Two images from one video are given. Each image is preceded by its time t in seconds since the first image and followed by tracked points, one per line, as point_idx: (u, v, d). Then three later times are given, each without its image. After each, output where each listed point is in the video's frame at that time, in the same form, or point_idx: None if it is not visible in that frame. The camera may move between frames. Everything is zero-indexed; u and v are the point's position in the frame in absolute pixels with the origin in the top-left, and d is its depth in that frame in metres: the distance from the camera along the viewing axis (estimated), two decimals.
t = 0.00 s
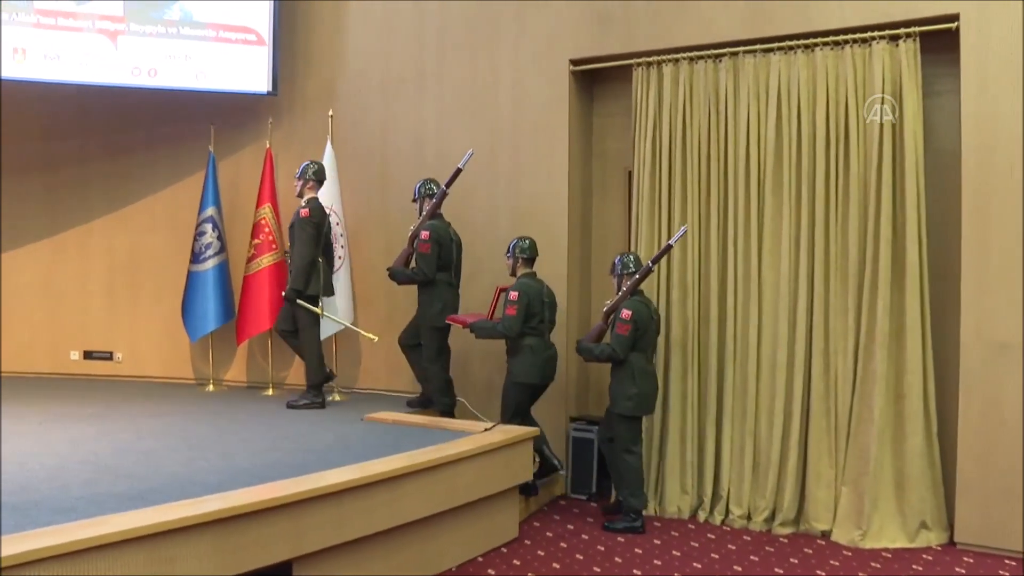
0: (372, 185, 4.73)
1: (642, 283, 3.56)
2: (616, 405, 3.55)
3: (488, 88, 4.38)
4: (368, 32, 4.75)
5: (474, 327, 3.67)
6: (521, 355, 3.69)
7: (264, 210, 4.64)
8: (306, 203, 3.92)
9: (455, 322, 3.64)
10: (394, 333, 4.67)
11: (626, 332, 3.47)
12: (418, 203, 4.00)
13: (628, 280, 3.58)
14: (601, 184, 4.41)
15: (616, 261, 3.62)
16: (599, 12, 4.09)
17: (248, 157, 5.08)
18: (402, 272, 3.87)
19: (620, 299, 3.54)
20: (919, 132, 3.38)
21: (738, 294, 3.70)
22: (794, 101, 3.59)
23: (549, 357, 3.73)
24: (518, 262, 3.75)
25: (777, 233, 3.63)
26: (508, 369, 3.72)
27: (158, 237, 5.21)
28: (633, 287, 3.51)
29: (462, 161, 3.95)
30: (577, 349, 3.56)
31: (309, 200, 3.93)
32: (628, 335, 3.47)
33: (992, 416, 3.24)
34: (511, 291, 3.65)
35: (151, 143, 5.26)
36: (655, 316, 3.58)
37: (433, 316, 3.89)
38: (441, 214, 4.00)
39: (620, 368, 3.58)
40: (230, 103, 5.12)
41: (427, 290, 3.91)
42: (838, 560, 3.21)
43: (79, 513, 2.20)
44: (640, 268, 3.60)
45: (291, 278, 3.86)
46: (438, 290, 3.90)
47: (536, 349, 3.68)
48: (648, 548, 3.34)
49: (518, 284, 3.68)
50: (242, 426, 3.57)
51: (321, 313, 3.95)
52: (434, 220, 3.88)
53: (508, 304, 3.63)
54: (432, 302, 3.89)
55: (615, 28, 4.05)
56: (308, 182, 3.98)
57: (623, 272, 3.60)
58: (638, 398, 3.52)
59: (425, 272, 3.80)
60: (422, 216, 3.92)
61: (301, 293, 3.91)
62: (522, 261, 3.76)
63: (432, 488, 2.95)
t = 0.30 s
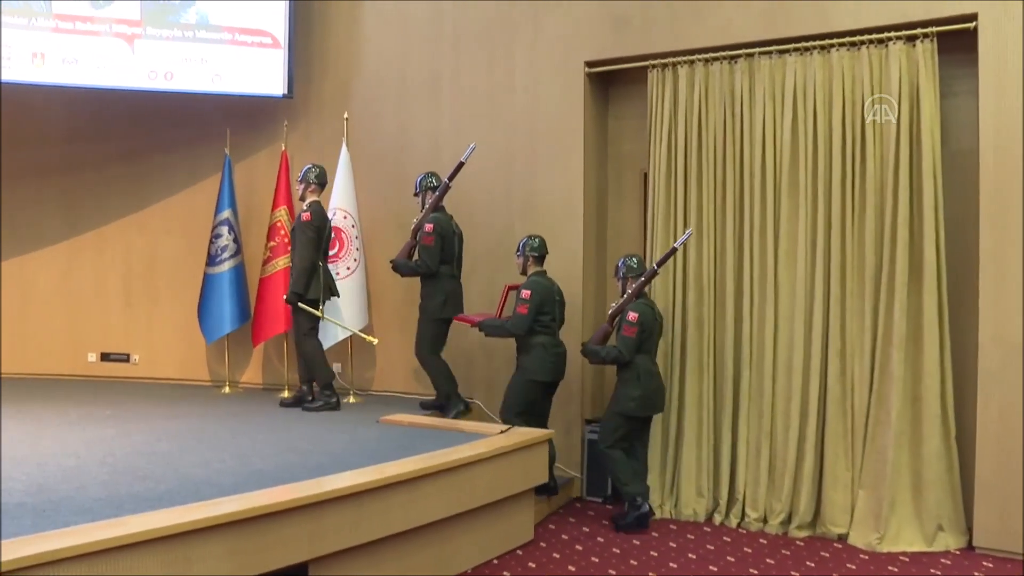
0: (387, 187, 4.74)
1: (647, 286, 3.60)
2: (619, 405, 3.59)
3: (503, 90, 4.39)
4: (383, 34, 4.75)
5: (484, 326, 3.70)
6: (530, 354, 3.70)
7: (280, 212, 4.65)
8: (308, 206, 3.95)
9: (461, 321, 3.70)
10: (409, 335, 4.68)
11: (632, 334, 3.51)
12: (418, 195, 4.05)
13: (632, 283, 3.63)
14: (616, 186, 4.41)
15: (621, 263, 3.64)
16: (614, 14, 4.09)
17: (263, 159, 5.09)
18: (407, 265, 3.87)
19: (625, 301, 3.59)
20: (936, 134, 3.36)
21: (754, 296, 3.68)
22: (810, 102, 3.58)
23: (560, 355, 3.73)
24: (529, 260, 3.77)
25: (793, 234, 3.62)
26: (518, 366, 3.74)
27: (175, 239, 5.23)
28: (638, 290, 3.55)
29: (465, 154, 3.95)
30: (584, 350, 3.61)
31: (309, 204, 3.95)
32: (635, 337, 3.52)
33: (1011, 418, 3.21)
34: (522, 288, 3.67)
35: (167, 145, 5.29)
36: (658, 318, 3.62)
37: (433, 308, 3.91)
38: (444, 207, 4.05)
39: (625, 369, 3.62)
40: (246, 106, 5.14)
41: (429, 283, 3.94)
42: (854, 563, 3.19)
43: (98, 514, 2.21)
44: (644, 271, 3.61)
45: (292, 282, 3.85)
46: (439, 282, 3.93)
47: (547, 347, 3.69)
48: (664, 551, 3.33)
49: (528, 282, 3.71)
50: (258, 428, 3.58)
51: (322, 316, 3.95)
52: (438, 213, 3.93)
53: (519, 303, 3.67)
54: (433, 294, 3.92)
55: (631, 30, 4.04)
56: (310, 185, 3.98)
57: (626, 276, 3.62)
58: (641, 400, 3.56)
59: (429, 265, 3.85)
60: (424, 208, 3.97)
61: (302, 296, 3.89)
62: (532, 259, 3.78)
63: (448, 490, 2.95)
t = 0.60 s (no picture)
0: (405, 191, 4.75)
1: (650, 289, 3.64)
2: (623, 407, 3.59)
3: (521, 93, 4.39)
4: (401, 38, 4.77)
5: (489, 327, 3.68)
6: (534, 352, 3.70)
7: (298, 216, 4.68)
8: (314, 208, 3.95)
9: (468, 320, 3.69)
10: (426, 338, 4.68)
11: (637, 337, 3.53)
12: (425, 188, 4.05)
13: (636, 287, 3.66)
14: (634, 189, 4.40)
15: (623, 268, 3.68)
16: (632, 17, 4.08)
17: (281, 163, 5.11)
18: (412, 256, 3.85)
19: (629, 303, 3.61)
20: (957, 136, 3.33)
21: (773, 300, 3.67)
22: (829, 105, 3.56)
23: (563, 356, 3.73)
24: (535, 261, 3.78)
25: (812, 237, 3.60)
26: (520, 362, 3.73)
27: (194, 242, 5.26)
28: (643, 293, 3.58)
29: (477, 151, 3.97)
30: (586, 353, 3.57)
31: (316, 207, 3.96)
32: (640, 339, 3.53)
33: None
34: (533, 289, 3.66)
35: (186, 149, 5.32)
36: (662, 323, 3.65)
37: (434, 296, 3.92)
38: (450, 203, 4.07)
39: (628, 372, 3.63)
40: (264, 110, 5.16)
41: (434, 274, 3.94)
42: (875, 568, 3.17)
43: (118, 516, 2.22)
44: (648, 275, 3.65)
45: (297, 281, 3.87)
46: (445, 273, 3.93)
47: (553, 348, 3.69)
48: (682, 554, 3.32)
49: (536, 283, 3.69)
50: (277, 431, 3.59)
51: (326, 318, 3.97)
52: (445, 206, 3.94)
53: (528, 303, 3.65)
54: (438, 284, 3.92)
55: (648, 33, 4.04)
56: (316, 188, 4.03)
57: (630, 279, 3.66)
58: (644, 402, 3.58)
59: (436, 256, 3.85)
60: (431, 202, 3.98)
61: (307, 298, 3.91)
62: (539, 260, 3.79)
63: (466, 494, 2.95)
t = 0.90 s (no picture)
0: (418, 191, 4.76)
1: (649, 288, 3.64)
2: (625, 408, 3.61)
3: (533, 92, 4.39)
4: (414, 38, 4.77)
5: (485, 313, 3.71)
6: (531, 340, 3.72)
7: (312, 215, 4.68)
8: (309, 208, 3.99)
9: (466, 308, 3.71)
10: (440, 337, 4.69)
11: (635, 336, 3.52)
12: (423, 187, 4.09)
13: (635, 286, 3.65)
14: (647, 188, 4.39)
15: (622, 266, 3.68)
16: (645, 16, 4.07)
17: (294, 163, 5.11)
18: (408, 256, 3.91)
19: (626, 303, 3.61)
20: (972, 134, 3.31)
21: (786, 299, 3.66)
22: (843, 103, 3.54)
23: (560, 342, 3.76)
24: (529, 248, 3.81)
25: (826, 236, 3.58)
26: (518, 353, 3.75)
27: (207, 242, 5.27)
28: (641, 291, 3.58)
29: (475, 149, 3.99)
30: (585, 352, 3.58)
31: (312, 205, 3.99)
32: (638, 338, 3.52)
33: None
34: (526, 275, 3.69)
35: (201, 149, 5.33)
36: (661, 321, 3.65)
37: (435, 299, 3.93)
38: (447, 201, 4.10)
39: (627, 371, 3.64)
40: (277, 110, 5.16)
41: (430, 273, 3.95)
42: (890, 568, 3.16)
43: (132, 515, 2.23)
44: (646, 274, 3.65)
45: (292, 284, 3.90)
46: (443, 272, 3.96)
47: (550, 334, 3.72)
48: (696, 554, 3.31)
49: (530, 270, 3.73)
50: (290, 430, 3.60)
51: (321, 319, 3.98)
52: (442, 205, 3.97)
53: (521, 289, 3.69)
54: (435, 283, 3.93)
55: (661, 32, 4.03)
56: (312, 188, 4.04)
57: (629, 278, 3.66)
58: (647, 402, 3.59)
59: (431, 255, 3.88)
60: (429, 200, 4.01)
61: (301, 298, 3.93)
62: (533, 247, 3.82)
63: (479, 494, 2.95)
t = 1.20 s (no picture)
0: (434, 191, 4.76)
1: (646, 289, 3.60)
2: (625, 409, 3.56)
3: (548, 92, 4.38)
4: (429, 39, 4.77)
5: (490, 304, 3.79)
6: (536, 329, 3.77)
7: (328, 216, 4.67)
8: (306, 208, 3.97)
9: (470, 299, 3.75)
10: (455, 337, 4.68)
11: (631, 338, 3.49)
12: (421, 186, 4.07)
13: (632, 287, 3.61)
14: (662, 188, 4.39)
15: (620, 269, 3.64)
16: (660, 15, 4.06)
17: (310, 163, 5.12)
18: (407, 255, 3.86)
19: (624, 304, 3.57)
20: (991, 133, 3.29)
21: (803, 300, 3.64)
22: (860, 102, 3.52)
23: (565, 331, 3.80)
24: (538, 238, 3.84)
25: (843, 236, 3.56)
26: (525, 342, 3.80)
27: (223, 242, 5.28)
28: (637, 293, 3.55)
29: (470, 146, 3.96)
30: (585, 355, 3.57)
31: (309, 206, 3.98)
32: (635, 339, 3.50)
33: None
34: (533, 265, 3.74)
35: (217, 149, 5.34)
36: (659, 322, 3.61)
37: (435, 296, 3.90)
38: (444, 201, 4.07)
39: (626, 372, 3.60)
40: (293, 110, 5.17)
41: (429, 272, 3.93)
42: (908, 571, 3.14)
43: (150, 515, 2.23)
44: (644, 275, 3.60)
45: (290, 283, 3.89)
46: (443, 271, 3.93)
47: (555, 323, 3.77)
48: (712, 555, 3.30)
49: (537, 259, 3.77)
50: (306, 430, 3.61)
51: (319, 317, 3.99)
52: (439, 204, 3.94)
53: (527, 279, 3.73)
54: (436, 282, 3.90)
55: (677, 31, 4.02)
56: (309, 188, 4.02)
57: (627, 280, 3.61)
58: (646, 401, 3.56)
59: (432, 254, 3.85)
60: (426, 199, 3.97)
61: (300, 298, 3.93)
62: (541, 237, 3.85)
63: (495, 494, 2.94)
